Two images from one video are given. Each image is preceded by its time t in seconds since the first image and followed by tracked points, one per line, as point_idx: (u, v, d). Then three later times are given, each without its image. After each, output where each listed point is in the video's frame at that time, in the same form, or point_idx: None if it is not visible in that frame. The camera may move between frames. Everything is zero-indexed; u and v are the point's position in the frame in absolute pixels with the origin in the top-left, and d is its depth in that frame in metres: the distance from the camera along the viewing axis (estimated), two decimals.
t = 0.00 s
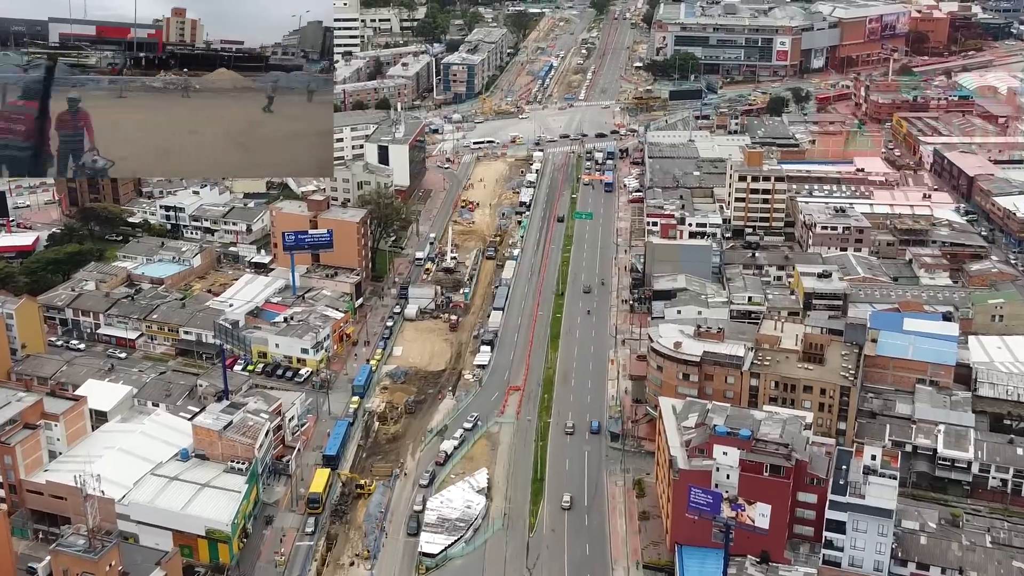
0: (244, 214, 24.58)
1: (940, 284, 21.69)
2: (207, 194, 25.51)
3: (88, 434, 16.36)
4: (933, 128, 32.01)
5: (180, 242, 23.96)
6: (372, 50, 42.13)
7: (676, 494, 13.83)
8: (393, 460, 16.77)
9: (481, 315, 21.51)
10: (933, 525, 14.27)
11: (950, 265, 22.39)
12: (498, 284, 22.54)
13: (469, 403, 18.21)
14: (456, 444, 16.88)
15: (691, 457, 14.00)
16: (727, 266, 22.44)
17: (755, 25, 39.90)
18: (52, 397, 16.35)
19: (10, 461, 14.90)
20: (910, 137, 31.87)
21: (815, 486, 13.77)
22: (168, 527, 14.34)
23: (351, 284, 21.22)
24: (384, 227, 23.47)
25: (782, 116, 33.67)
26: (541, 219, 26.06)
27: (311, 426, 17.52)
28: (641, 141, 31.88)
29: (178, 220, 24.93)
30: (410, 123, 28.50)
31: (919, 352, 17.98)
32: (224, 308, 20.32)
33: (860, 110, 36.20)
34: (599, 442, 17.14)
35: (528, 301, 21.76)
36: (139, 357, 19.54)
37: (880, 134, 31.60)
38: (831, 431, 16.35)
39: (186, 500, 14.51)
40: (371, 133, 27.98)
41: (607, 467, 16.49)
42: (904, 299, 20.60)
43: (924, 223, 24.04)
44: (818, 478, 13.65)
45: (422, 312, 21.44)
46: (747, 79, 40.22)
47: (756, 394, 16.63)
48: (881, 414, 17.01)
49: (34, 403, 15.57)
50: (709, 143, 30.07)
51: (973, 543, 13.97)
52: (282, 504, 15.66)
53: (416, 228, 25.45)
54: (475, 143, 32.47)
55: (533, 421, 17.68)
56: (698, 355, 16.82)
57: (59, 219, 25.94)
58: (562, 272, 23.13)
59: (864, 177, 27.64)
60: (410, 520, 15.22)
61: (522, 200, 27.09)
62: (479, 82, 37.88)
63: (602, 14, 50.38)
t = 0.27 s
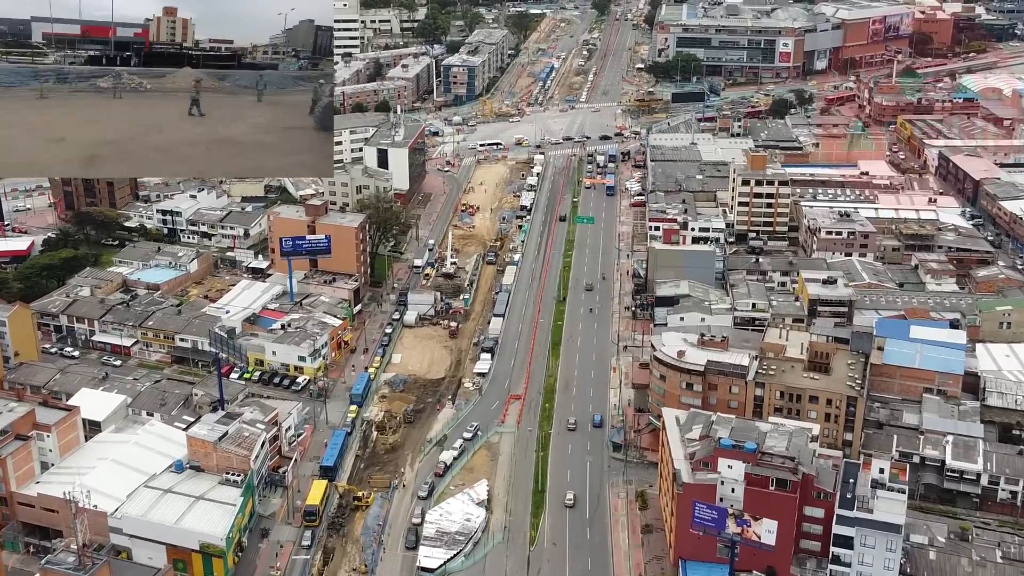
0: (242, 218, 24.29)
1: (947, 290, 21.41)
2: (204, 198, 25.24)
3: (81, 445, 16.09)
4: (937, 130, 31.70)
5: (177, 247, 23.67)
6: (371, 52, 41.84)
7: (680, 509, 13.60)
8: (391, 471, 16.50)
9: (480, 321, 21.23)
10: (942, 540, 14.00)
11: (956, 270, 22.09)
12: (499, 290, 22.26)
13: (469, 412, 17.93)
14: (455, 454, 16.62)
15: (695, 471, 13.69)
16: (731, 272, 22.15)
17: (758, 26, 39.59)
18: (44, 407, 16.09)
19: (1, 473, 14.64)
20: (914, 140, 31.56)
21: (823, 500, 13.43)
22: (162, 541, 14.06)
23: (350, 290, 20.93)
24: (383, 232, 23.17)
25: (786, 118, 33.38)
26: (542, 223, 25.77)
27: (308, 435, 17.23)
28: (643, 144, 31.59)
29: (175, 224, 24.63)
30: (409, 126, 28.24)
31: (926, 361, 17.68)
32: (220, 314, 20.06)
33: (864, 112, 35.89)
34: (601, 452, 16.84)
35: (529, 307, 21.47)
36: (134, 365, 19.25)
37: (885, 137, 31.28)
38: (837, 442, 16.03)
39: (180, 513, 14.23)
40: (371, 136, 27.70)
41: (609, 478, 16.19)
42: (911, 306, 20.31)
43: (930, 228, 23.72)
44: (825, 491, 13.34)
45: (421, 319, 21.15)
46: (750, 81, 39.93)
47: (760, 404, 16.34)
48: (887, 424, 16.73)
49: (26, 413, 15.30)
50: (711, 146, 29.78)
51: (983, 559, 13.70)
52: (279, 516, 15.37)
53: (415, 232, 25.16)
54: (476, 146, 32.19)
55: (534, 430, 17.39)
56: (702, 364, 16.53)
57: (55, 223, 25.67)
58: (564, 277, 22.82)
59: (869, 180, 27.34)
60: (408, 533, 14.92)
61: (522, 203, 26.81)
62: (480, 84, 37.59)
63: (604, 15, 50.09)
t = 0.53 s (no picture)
0: (239, 223, 24.00)
1: (953, 296, 21.13)
2: (201, 202, 24.95)
3: (73, 456, 15.80)
4: (942, 133, 31.42)
5: (174, 252, 23.38)
6: (371, 53, 41.56)
7: (684, 523, 13.34)
8: (390, 482, 16.21)
9: (481, 328, 20.94)
10: (951, 555, 13.70)
11: (963, 276, 21.81)
12: (500, 295, 21.99)
13: (468, 422, 17.64)
14: (455, 465, 16.33)
15: (700, 485, 13.48)
16: (734, 277, 21.86)
17: (761, 28, 39.30)
18: (36, 417, 15.80)
19: None
20: (919, 143, 31.26)
21: (830, 515, 13.15)
22: (155, 555, 13.80)
23: (348, 296, 20.63)
24: (383, 237, 22.87)
25: (789, 121, 33.09)
26: (543, 228, 25.49)
27: (305, 446, 16.95)
28: (645, 147, 31.30)
29: (172, 228, 24.34)
30: (409, 129, 27.95)
31: (934, 370, 17.39)
32: (216, 321, 19.76)
33: (867, 114, 35.59)
34: (602, 463, 16.55)
35: (529, 314, 21.18)
36: (128, 373, 18.97)
37: (889, 139, 30.99)
38: (843, 452, 15.79)
39: (175, 526, 13.97)
40: (370, 139, 27.42)
41: (611, 490, 15.89)
42: (917, 313, 20.03)
43: (936, 233, 23.43)
44: (832, 506, 13.06)
45: (420, 325, 20.86)
46: (752, 83, 39.64)
47: (765, 415, 16.09)
48: (894, 435, 16.44)
49: (17, 424, 15.01)
50: (714, 149, 29.48)
51: None
52: (274, 529, 15.07)
53: (414, 237, 24.86)
54: (477, 148, 31.91)
55: (534, 440, 17.10)
56: (706, 374, 16.24)
57: (51, 227, 25.38)
58: (565, 283, 22.54)
59: (874, 184, 27.04)
60: (407, 546, 14.62)
61: (523, 207, 26.51)
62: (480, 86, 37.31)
63: (605, 16, 49.80)
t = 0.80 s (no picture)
0: (237, 228, 23.71)
1: (960, 303, 20.84)
2: (198, 207, 24.68)
3: (66, 468, 15.51)
4: (946, 136, 31.13)
5: (170, 257, 23.08)
6: (371, 54, 41.27)
7: (688, 539, 13.06)
8: (388, 495, 15.92)
9: (481, 335, 20.65)
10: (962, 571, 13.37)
11: (969, 283, 21.52)
12: (500, 302, 21.68)
13: (468, 432, 17.34)
14: (454, 477, 16.04)
15: (704, 500, 13.17)
16: (737, 284, 21.54)
17: (763, 29, 39.01)
18: (28, 428, 15.51)
19: None
20: (923, 146, 30.95)
21: (837, 531, 12.86)
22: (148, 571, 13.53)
23: (346, 303, 20.33)
24: (381, 243, 22.56)
25: (792, 123, 32.80)
26: (544, 233, 25.20)
27: (302, 457, 16.67)
28: (646, 150, 31.01)
29: (168, 233, 24.04)
30: (408, 132, 27.67)
31: (942, 380, 17.11)
32: (212, 329, 19.47)
33: (871, 117, 35.28)
34: (604, 475, 16.24)
35: (530, 321, 20.89)
36: (123, 382, 18.69)
37: (893, 143, 30.70)
38: (850, 464, 15.49)
39: (168, 541, 13.69)
40: (368, 142, 27.14)
41: (613, 502, 15.58)
42: (924, 321, 19.73)
43: (942, 238, 23.13)
44: (840, 522, 12.77)
45: (419, 333, 20.56)
46: (755, 85, 39.34)
47: (770, 426, 15.77)
48: (902, 446, 16.16)
49: (8, 436, 14.72)
50: (716, 152, 29.19)
51: None
52: (270, 543, 14.73)
53: (414, 242, 24.57)
54: (477, 152, 31.63)
55: (535, 452, 16.80)
56: (709, 385, 15.93)
57: (46, 232, 25.10)
58: (566, 290, 22.23)
59: (878, 188, 26.75)
60: (405, 560, 14.32)
61: (523, 212, 26.22)
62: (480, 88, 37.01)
63: (606, 17, 49.53)
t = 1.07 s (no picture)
0: (234, 233, 23.44)
1: (966, 310, 20.54)
2: (195, 211, 24.43)
3: (58, 480, 15.23)
4: (951, 139, 30.83)
5: (166, 263, 22.80)
6: (371, 56, 41.01)
7: (692, 556, 12.75)
8: (385, 508, 15.62)
9: (481, 343, 20.37)
10: None
11: (976, 290, 21.22)
12: (500, 309, 21.40)
13: (467, 443, 17.05)
14: (453, 489, 15.75)
15: (708, 516, 12.83)
16: (741, 290, 21.27)
17: (765, 31, 38.73)
18: (19, 440, 15.23)
19: None
20: (928, 149, 30.64)
21: (845, 548, 12.53)
22: None
23: (344, 310, 20.05)
24: (380, 249, 22.27)
25: (795, 127, 32.51)
26: (545, 238, 24.93)
27: (299, 468, 16.39)
28: (648, 154, 30.73)
29: (164, 238, 23.77)
30: (408, 135, 27.40)
31: (950, 391, 16.81)
32: (208, 337, 19.20)
33: (875, 120, 34.96)
34: (606, 487, 15.94)
35: (531, 328, 20.61)
36: (117, 391, 18.41)
37: (897, 146, 30.40)
38: (856, 476, 15.24)
39: (160, 556, 13.39)
40: (367, 146, 26.88)
41: (615, 515, 15.28)
42: (930, 329, 19.43)
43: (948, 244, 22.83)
44: (848, 539, 12.44)
45: (418, 341, 20.28)
46: (757, 87, 39.04)
47: (775, 439, 15.50)
48: (909, 458, 15.85)
49: None
50: (719, 156, 28.91)
51: None
52: (265, 558, 14.41)
53: (413, 247, 24.29)
54: (478, 155, 31.36)
55: (535, 463, 16.51)
56: (713, 396, 15.65)
57: (41, 237, 24.83)
58: (567, 296, 21.94)
59: (883, 192, 26.45)
60: None
61: (524, 217, 25.94)
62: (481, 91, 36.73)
63: (608, 18, 49.28)
